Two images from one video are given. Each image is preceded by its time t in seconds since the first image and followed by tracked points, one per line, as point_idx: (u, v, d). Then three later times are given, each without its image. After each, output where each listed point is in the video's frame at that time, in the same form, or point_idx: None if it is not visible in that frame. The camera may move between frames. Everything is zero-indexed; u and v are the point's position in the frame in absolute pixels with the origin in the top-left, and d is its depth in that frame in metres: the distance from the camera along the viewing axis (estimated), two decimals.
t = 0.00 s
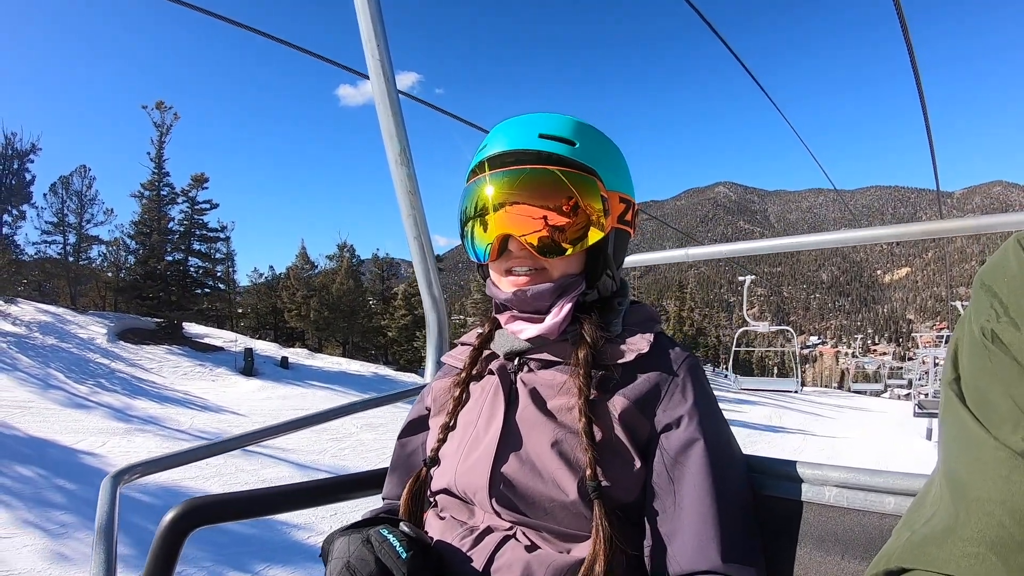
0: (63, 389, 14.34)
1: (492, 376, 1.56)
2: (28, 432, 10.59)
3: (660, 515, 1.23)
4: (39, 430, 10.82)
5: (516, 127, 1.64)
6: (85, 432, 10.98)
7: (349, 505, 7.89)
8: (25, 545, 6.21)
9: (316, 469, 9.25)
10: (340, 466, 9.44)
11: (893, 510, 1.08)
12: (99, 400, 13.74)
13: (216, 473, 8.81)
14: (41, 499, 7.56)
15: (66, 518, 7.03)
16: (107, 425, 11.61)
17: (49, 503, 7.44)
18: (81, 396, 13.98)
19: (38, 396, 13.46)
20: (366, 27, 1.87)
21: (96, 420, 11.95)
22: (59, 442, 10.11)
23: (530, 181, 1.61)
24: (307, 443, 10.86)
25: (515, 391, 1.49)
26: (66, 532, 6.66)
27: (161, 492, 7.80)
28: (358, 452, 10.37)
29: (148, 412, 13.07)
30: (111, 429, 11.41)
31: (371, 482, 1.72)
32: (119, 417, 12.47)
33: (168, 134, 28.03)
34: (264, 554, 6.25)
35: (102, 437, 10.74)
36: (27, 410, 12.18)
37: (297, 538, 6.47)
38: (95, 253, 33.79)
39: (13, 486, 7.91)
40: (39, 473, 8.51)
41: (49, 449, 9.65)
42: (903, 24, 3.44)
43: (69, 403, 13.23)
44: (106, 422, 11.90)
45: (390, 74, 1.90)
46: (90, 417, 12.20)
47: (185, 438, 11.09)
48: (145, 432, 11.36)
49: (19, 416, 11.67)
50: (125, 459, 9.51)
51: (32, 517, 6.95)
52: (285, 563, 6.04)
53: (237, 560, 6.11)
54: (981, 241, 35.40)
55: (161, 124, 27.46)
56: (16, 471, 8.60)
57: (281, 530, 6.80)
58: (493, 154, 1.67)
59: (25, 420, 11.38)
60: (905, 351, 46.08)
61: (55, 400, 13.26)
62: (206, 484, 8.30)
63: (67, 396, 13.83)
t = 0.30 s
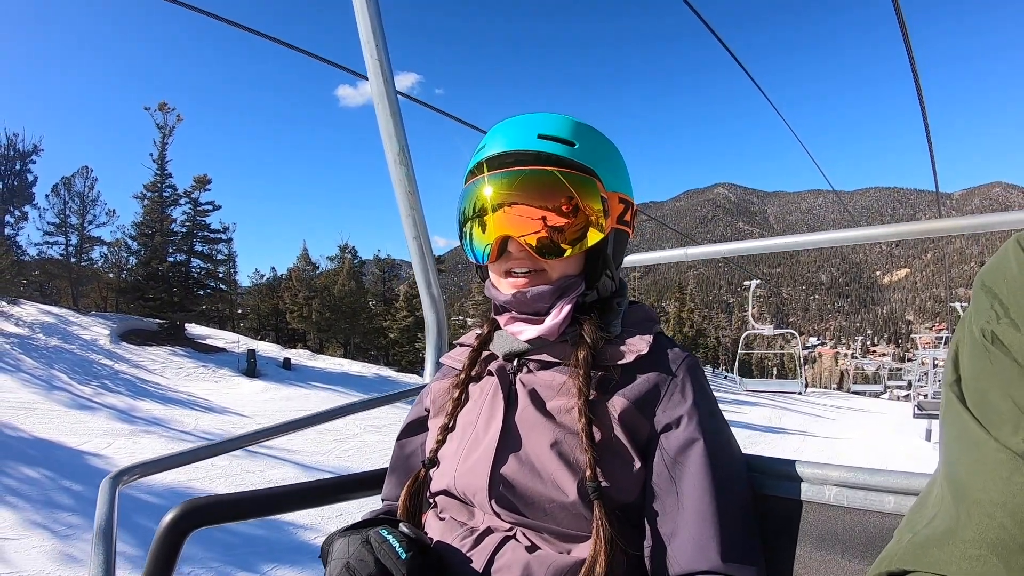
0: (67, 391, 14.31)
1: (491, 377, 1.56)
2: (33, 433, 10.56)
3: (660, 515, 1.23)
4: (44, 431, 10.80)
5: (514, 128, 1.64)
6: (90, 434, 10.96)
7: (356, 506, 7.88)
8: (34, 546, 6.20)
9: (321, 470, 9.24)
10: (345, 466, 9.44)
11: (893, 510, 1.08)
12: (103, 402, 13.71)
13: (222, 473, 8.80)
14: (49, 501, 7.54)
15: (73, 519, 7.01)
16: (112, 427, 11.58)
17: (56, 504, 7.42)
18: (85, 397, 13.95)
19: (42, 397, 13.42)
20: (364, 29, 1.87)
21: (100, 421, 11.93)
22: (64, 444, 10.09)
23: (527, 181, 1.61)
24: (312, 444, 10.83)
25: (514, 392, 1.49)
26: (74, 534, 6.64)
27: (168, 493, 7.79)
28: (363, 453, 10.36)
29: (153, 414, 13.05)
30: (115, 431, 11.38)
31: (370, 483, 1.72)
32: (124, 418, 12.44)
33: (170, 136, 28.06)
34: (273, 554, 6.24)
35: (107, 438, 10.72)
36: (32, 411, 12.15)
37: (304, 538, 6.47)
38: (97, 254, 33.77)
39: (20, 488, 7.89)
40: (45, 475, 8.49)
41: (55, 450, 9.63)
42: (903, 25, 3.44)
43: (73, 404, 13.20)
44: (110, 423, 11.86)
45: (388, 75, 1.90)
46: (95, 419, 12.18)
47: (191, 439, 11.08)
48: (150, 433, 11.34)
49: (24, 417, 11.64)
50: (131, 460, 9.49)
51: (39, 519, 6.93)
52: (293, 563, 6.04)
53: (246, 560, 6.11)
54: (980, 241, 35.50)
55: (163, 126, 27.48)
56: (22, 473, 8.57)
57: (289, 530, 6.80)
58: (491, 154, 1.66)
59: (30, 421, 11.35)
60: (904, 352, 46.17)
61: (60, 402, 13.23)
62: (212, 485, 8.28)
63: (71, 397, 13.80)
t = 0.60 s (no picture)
0: (71, 391, 14.31)
1: (493, 376, 1.56)
2: (39, 434, 10.56)
3: (659, 515, 1.24)
4: (50, 432, 10.80)
5: (519, 130, 1.64)
6: (96, 435, 10.96)
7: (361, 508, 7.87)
8: (42, 548, 6.19)
9: (327, 471, 9.25)
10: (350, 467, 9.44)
11: (894, 510, 1.08)
12: (108, 403, 13.71)
13: (228, 475, 8.79)
14: (56, 502, 7.54)
15: (81, 521, 7.00)
16: (117, 428, 11.58)
17: (64, 505, 7.41)
18: (90, 398, 13.96)
19: (47, 398, 13.42)
20: (364, 30, 1.88)
21: (105, 422, 11.92)
22: (70, 444, 10.09)
23: (536, 184, 1.62)
24: (316, 446, 10.83)
25: (514, 392, 1.50)
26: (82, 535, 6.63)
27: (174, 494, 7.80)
28: (367, 455, 10.36)
29: (158, 415, 13.04)
30: (120, 432, 11.38)
31: (371, 483, 1.72)
32: (129, 419, 12.45)
33: (174, 137, 28.13)
34: (279, 556, 6.24)
35: (112, 440, 10.71)
36: (37, 412, 12.15)
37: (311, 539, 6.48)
38: (100, 254, 33.83)
39: (27, 490, 7.89)
40: (51, 476, 8.49)
41: (61, 451, 9.63)
42: (904, 28, 3.44)
43: (78, 405, 13.20)
44: (116, 424, 11.87)
45: (389, 75, 1.90)
46: (100, 420, 12.17)
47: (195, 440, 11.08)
48: (155, 434, 11.34)
49: (29, 418, 11.64)
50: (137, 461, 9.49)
51: (47, 520, 6.93)
52: (299, 564, 6.05)
53: (254, 561, 6.10)
54: (979, 245, 35.59)
55: (167, 127, 27.62)
56: (29, 474, 8.57)
57: (295, 532, 6.80)
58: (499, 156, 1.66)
59: (35, 422, 11.35)
60: (904, 355, 46.24)
61: (65, 403, 13.23)
62: (218, 485, 8.29)
63: (76, 398, 13.79)
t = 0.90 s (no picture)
0: (76, 392, 14.33)
1: (494, 378, 1.57)
2: (45, 435, 10.56)
3: (662, 515, 1.24)
4: (55, 433, 10.80)
5: (522, 131, 1.63)
6: (101, 436, 10.96)
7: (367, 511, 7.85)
8: (51, 549, 6.19)
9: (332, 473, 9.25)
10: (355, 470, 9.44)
11: (895, 510, 1.08)
12: (113, 404, 13.71)
13: (234, 477, 8.78)
14: (63, 503, 7.54)
15: (89, 522, 6.99)
16: (122, 429, 11.58)
17: (72, 507, 7.40)
18: (95, 399, 13.97)
19: (52, 399, 13.42)
20: (365, 32, 1.88)
21: (110, 424, 11.92)
22: (75, 446, 10.09)
23: (542, 187, 1.62)
24: (320, 448, 10.83)
25: (516, 393, 1.50)
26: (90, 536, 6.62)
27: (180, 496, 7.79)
28: (371, 457, 10.35)
29: (163, 417, 13.04)
30: (126, 433, 11.39)
31: (372, 485, 1.72)
32: (134, 421, 12.44)
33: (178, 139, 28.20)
34: (287, 557, 6.23)
35: (118, 441, 10.71)
36: (42, 413, 12.15)
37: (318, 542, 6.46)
38: (104, 255, 33.88)
39: (34, 491, 7.89)
40: (58, 477, 8.49)
41: (67, 453, 9.63)
42: (904, 31, 3.44)
43: (83, 406, 13.20)
44: (121, 426, 11.86)
45: (390, 77, 1.91)
46: (105, 421, 12.18)
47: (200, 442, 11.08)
48: (161, 436, 11.34)
49: (35, 419, 11.64)
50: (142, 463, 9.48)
51: (56, 521, 6.94)
52: (307, 567, 6.04)
53: (261, 563, 6.10)
54: (980, 249, 35.63)
55: (171, 129, 27.76)
56: (35, 475, 8.57)
57: (302, 534, 6.79)
58: (503, 159, 1.65)
59: (40, 423, 11.35)
60: (905, 358, 46.24)
61: (70, 404, 13.24)
62: (224, 487, 8.28)
63: (81, 399, 13.80)
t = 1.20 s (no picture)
0: (81, 393, 14.34)
1: (494, 379, 1.57)
2: (50, 436, 10.57)
3: (661, 517, 1.24)
4: (61, 434, 10.78)
5: (525, 131, 1.63)
6: (106, 437, 10.96)
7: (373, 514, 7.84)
8: (58, 550, 6.19)
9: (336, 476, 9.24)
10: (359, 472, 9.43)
11: (895, 510, 1.08)
12: (118, 405, 13.72)
13: (239, 479, 8.76)
14: (69, 504, 7.53)
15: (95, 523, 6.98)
16: (127, 431, 11.56)
17: (78, 508, 7.39)
18: (99, 401, 13.94)
19: (57, 400, 13.39)
20: (365, 33, 1.88)
21: (115, 425, 11.92)
22: (81, 447, 10.09)
23: (544, 187, 1.62)
24: (324, 450, 10.81)
25: (515, 394, 1.50)
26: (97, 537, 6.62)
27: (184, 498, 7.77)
28: (375, 460, 10.34)
29: (168, 418, 13.04)
30: (131, 435, 11.38)
31: (372, 486, 1.72)
32: (139, 423, 12.44)
33: (182, 141, 28.23)
34: (293, 559, 6.23)
35: (123, 442, 10.71)
36: (48, 414, 12.15)
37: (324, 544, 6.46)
38: (107, 256, 33.87)
39: (40, 492, 7.87)
40: (64, 479, 8.48)
41: (72, 454, 9.63)
42: (908, 35, 3.43)
43: (88, 407, 13.21)
44: (126, 427, 11.85)
45: (390, 78, 1.91)
46: (110, 422, 12.18)
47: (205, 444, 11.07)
48: (165, 438, 11.33)
49: (39, 420, 11.62)
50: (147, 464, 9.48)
51: (62, 523, 6.93)
52: (313, 569, 6.03)
53: (267, 565, 6.09)
54: (981, 253, 35.66)
55: (176, 131, 27.85)
56: (41, 476, 8.56)
57: (308, 536, 6.78)
58: (506, 157, 1.65)
59: (45, 424, 11.33)
60: (906, 363, 46.21)
61: (74, 405, 13.24)
62: (229, 489, 8.27)
63: (85, 400, 13.80)
